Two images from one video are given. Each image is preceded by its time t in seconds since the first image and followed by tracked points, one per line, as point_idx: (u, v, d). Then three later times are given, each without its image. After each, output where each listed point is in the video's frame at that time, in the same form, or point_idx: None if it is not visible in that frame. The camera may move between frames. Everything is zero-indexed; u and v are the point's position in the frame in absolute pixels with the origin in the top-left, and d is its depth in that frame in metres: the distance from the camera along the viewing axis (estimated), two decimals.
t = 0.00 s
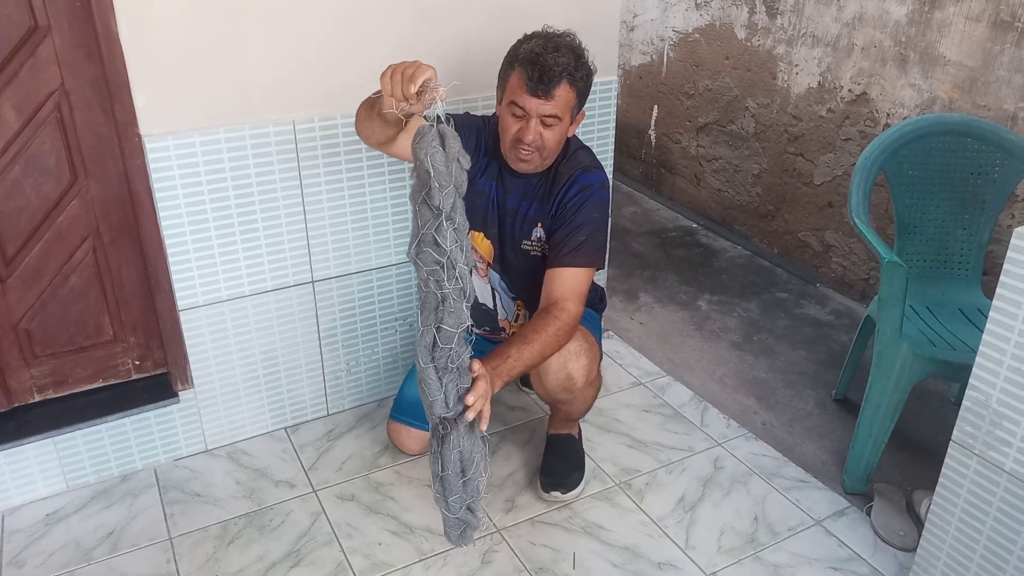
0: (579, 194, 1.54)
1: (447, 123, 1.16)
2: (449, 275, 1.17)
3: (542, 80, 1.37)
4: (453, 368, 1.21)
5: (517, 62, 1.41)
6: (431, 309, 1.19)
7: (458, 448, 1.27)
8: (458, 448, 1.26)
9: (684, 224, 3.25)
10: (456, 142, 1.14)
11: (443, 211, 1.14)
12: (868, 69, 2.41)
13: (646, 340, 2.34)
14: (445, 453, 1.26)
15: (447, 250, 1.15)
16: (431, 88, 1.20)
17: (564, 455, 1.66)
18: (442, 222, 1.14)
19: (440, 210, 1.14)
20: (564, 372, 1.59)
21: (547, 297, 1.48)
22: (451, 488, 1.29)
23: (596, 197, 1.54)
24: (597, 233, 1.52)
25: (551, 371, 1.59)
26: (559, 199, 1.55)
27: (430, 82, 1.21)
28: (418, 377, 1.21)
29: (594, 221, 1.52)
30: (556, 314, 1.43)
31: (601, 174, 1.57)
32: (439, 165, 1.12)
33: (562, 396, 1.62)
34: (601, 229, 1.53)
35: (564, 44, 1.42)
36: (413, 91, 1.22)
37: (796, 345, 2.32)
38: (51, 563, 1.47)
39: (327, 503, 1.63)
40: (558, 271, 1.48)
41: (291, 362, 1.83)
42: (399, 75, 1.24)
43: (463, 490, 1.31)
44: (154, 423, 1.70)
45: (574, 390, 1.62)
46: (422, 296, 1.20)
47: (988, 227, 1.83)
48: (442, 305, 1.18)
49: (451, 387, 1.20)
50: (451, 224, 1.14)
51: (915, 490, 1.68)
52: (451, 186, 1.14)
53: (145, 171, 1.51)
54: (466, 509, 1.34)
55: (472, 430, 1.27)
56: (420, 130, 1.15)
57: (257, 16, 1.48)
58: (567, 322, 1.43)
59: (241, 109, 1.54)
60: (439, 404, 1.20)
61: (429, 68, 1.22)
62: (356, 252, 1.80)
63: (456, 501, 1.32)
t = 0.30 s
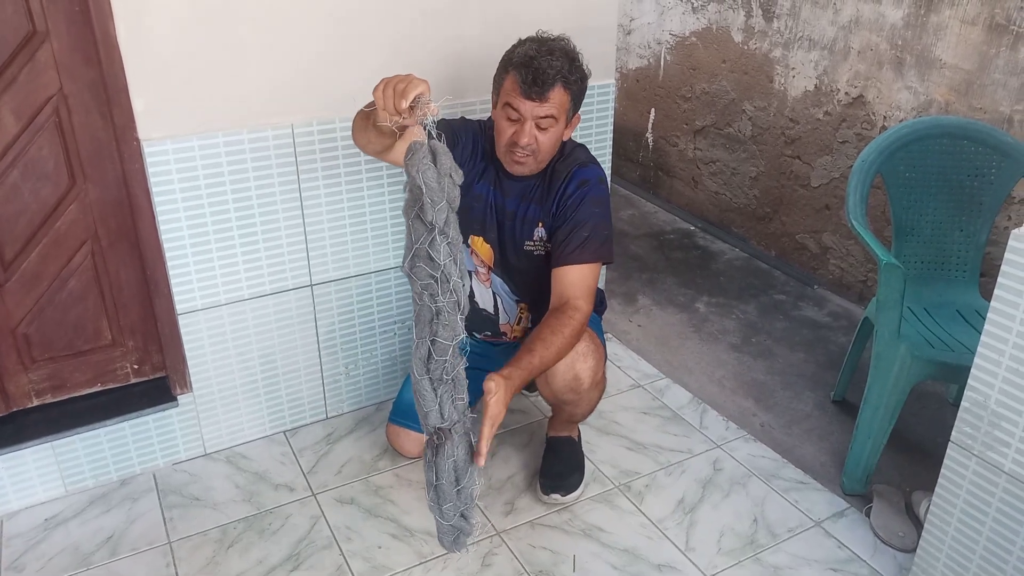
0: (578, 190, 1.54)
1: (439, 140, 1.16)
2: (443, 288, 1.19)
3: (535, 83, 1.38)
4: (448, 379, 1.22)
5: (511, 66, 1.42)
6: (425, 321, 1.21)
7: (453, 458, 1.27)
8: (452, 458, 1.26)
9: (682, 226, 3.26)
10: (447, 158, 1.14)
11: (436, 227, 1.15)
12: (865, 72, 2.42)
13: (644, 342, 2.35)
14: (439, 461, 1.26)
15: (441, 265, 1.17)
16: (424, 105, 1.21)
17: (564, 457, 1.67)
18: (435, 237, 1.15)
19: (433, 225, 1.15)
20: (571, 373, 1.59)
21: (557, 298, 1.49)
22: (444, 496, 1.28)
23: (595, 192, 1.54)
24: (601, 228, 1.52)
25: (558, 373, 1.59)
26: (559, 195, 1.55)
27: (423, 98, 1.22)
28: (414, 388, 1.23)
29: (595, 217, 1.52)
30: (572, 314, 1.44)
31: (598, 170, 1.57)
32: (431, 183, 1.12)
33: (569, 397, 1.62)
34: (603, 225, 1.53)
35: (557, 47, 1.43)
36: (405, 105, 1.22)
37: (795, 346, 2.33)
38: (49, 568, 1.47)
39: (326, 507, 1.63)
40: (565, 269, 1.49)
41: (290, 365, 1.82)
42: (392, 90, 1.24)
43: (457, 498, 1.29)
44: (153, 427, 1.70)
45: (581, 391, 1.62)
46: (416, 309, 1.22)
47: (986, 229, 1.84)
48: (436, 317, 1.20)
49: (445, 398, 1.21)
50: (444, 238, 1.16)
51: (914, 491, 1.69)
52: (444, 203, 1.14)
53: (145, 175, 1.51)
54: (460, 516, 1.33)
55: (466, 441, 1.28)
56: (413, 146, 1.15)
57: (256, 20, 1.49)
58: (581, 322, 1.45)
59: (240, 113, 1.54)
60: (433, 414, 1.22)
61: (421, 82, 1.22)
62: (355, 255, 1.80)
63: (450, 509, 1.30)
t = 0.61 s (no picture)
0: (584, 192, 1.54)
1: (440, 163, 1.16)
2: (440, 308, 1.18)
3: (534, 80, 1.38)
4: (444, 395, 1.24)
5: (509, 64, 1.41)
6: (423, 340, 1.20)
7: (448, 469, 1.27)
8: (447, 469, 1.26)
9: (684, 224, 3.25)
10: (449, 183, 1.14)
11: (436, 248, 1.14)
12: (867, 67, 2.41)
13: (648, 340, 2.34)
14: (434, 473, 1.26)
15: (440, 286, 1.16)
16: (426, 125, 1.21)
17: (568, 457, 1.66)
18: (435, 258, 1.14)
19: (433, 247, 1.14)
20: (568, 373, 1.59)
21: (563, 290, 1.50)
22: (439, 506, 1.27)
23: (600, 194, 1.55)
24: (606, 229, 1.52)
25: (555, 374, 1.59)
26: (564, 198, 1.55)
27: (426, 120, 1.22)
28: (410, 403, 1.24)
29: (601, 219, 1.52)
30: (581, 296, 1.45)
31: (602, 171, 1.57)
32: (432, 208, 1.12)
33: (566, 397, 1.62)
34: (609, 226, 1.53)
35: (555, 45, 1.43)
36: (407, 128, 1.22)
37: (799, 344, 2.32)
38: (54, 570, 1.47)
39: (330, 508, 1.63)
40: (571, 270, 1.50)
41: (292, 366, 1.82)
42: (396, 110, 1.25)
43: (451, 507, 1.28)
44: (156, 429, 1.70)
45: (579, 391, 1.61)
46: (414, 327, 1.21)
47: (990, 224, 1.83)
48: (433, 336, 1.20)
49: (442, 413, 1.23)
50: (444, 259, 1.15)
51: (920, 489, 1.68)
52: (445, 225, 1.14)
53: (146, 177, 1.51)
54: (454, 523, 1.30)
55: (462, 452, 1.29)
56: (414, 169, 1.14)
57: (256, 20, 1.48)
58: (589, 308, 1.46)
59: (242, 115, 1.54)
60: (429, 429, 1.24)
61: (423, 104, 1.22)
62: (357, 256, 1.80)
63: (445, 517, 1.29)
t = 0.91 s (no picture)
0: (582, 193, 1.55)
1: (440, 156, 1.18)
2: (446, 302, 1.18)
3: (527, 85, 1.38)
4: (456, 392, 1.24)
5: (502, 69, 1.42)
6: (431, 335, 1.21)
7: (464, 469, 1.27)
8: (463, 469, 1.26)
9: (682, 226, 3.26)
10: (448, 174, 1.16)
11: (439, 241, 1.15)
12: (864, 71, 2.42)
13: (646, 342, 2.35)
14: (450, 473, 1.26)
15: (445, 279, 1.17)
16: (424, 119, 1.22)
17: (566, 458, 1.67)
18: (438, 251, 1.15)
19: (436, 240, 1.15)
20: (568, 373, 1.60)
21: (561, 292, 1.50)
22: (457, 507, 1.27)
23: (599, 194, 1.55)
24: (604, 229, 1.53)
25: (554, 373, 1.60)
26: (562, 198, 1.56)
27: (423, 113, 1.22)
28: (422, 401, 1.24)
29: (599, 218, 1.53)
30: (578, 303, 1.44)
31: (600, 171, 1.58)
32: (432, 199, 1.13)
33: (566, 396, 1.63)
34: (607, 225, 1.53)
35: (547, 48, 1.43)
36: (406, 121, 1.23)
37: (796, 345, 2.33)
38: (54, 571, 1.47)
39: (329, 509, 1.64)
40: (568, 270, 1.50)
41: (291, 367, 1.83)
42: (393, 105, 1.25)
43: (470, 509, 1.28)
44: (156, 429, 1.70)
45: (578, 390, 1.62)
46: (422, 322, 1.22)
47: (986, 227, 1.84)
48: (441, 331, 1.19)
49: (454, 410, 1.23)
50: (447, 252, 1.16)
51: (917, 490, 1.69)
52: (447, 217, 1.15)
53: (147, 179, 1.51)
54: (474, 526, 1.30)
55: (478, 452, 1.28)
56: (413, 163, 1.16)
57: (256, 23, 1.49)
58: (588, 312, 1.45)
59: (242, 117, 1.55)
60: (443, 426, 1.24)
61: (421, 97, 1.23)
62: (356, 257, 1.80)
63: (464, 519, 1.29)
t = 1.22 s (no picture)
0: (584, 194, 1.55)
1: (443, 153, 1.18)
2: (454, 301, 1.18)
3: (524, 85, 1.39)
4: (466, 393, 1.21)
5: (501, 71, 1.43)
6: (440, 336, 1.19)
7: (475, 474, 1.25)
8: (475, 473, 1.24)
9: (683, 228, 3.26)
10: (453, 169, 1.16)
11: (445, 239, 1.16)
12: (866, 73, 2.42)
13: (647, 344, 2.35)
14: (462, 479, 1.24)
15: (452, 276, 1.17)
16: (427, 117, 1.21)
17: (567, 459, 1.67)
18: (445, 249, 1.16)
19: (442, 238, 1.15)
20: (571, 374, 1.59)
21: (561, 301, 1.49)
22: (469, 513, 1.26)
23: (601, 196, 1.55)
24: (606, 231, 1.53)
25: (557, 374, 1.59)
26: (564, 200, 1.56)
27: (426, 110, 1.22)
28: (432, 404, 1.22)
29: (601, 220, 1.53)
30: (577, 313, 1.44)
31: (602, 173, 1.58)
32: (438, 195, 1.13)
33: (569, 397, 1.63)
34: (608, 227, 1.54)
35: (546, 48, 1.43)
36: (409, 119, 1.22)
37: (797, 347, 2.33)
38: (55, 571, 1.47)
39: (331, 509, 1.64)
40: (570, 272, 1.50)
41: (294, 368, 1.83)
42: (396, 104, 1.25)
43: (482, 515, 1.28)
44: (157, 430, 1.70)
45: (581, 391, 1.62)
46: (430, 323, 1.20)
47: (987, 229, 1.84)
48: (450, 331, 1.19)
49: (464, 413, 1.20)
50: (453, 250, 1.16)
51: (918, 492, 1.69)
52: (452, 214, 1.15)
53: (150, 179, 1.52)
54: (487, 533, 1.30)
55: (489, 457, 1.26)
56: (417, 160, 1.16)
57: (259, 23, 1.49)
58: (589, 320, 1.45)
59: (245, 118, 1.55)
60: (453, 430, 1.21)
61: (424, 95, 1.22)
62: (358, 258, 1.81)
63: (476, 526, 1.28)
